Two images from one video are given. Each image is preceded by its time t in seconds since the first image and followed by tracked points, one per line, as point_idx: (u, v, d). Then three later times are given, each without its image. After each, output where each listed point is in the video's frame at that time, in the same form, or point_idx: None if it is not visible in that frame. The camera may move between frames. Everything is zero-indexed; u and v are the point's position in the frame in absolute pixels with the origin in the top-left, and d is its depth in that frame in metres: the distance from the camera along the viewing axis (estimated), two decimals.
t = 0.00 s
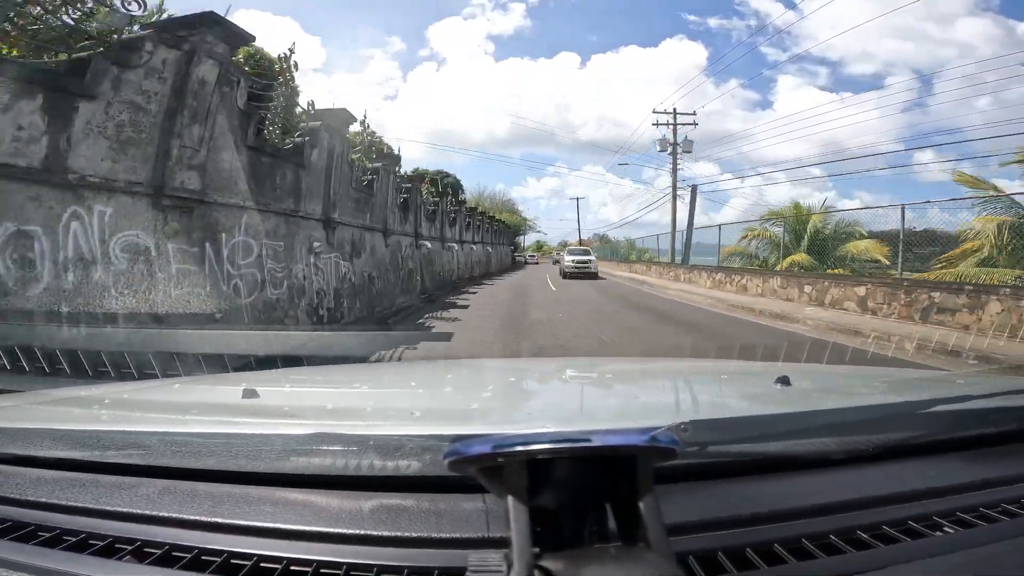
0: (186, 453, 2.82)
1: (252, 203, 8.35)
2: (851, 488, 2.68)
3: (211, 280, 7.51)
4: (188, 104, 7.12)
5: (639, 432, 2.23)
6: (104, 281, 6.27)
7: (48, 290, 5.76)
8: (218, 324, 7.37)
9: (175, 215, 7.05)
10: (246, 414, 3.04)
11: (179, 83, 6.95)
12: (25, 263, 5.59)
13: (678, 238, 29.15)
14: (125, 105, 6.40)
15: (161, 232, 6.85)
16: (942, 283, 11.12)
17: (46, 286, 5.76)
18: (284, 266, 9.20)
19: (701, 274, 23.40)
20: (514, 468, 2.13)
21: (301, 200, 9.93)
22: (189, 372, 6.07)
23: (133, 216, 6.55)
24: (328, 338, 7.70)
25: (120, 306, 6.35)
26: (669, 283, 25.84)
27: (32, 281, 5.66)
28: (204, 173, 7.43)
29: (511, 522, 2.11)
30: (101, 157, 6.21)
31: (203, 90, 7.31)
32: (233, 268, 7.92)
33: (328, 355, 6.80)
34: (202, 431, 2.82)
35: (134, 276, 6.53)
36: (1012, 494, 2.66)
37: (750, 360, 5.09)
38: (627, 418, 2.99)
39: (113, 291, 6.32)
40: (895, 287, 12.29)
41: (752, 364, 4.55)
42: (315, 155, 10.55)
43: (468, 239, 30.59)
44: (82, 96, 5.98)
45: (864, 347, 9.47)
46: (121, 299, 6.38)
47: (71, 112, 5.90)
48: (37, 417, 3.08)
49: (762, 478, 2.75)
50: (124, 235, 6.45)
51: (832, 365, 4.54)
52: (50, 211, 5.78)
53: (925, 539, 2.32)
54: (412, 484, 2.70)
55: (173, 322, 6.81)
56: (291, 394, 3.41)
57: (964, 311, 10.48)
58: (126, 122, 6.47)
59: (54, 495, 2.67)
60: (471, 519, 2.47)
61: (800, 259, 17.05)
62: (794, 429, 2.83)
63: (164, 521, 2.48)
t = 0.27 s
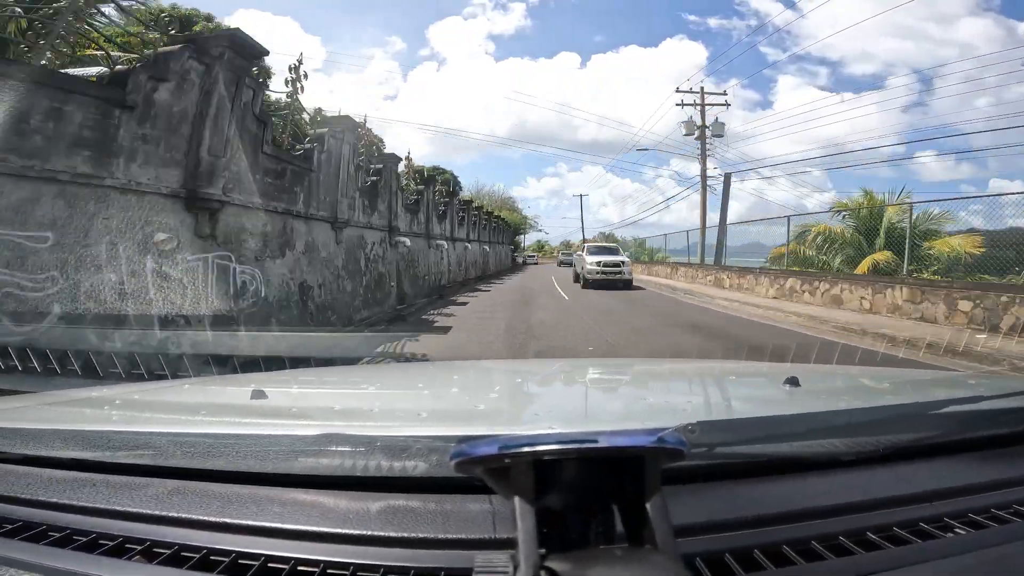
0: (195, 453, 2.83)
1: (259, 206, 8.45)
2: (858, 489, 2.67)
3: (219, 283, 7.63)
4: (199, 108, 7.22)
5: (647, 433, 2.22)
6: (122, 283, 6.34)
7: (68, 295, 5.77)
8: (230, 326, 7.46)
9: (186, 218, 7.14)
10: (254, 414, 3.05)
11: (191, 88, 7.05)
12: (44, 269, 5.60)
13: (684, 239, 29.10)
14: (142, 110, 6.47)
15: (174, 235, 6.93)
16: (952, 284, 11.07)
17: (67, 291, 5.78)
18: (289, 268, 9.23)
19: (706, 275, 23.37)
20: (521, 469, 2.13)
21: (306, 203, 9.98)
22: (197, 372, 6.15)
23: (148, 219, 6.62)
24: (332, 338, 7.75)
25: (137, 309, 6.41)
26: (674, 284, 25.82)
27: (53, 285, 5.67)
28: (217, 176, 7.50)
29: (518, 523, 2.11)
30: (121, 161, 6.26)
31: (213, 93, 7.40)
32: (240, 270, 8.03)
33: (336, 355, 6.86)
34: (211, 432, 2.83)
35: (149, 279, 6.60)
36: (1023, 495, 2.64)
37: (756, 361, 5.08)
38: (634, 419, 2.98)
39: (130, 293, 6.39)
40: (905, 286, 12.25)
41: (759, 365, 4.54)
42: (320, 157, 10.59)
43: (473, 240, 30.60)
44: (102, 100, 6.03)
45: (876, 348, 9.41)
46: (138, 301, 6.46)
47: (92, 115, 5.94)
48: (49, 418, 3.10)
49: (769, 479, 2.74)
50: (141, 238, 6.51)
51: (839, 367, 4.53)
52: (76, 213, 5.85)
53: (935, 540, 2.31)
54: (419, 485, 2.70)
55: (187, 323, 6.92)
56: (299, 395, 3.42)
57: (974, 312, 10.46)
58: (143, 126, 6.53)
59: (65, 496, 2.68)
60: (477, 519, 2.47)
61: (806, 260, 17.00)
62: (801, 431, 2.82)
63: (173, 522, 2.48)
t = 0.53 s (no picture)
0: (200, 449, 2.84)
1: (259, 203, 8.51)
2: (863, 490, 2.67)
3: (223, 280, 7.70)
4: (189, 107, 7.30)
5: (651, 432, 2.22)
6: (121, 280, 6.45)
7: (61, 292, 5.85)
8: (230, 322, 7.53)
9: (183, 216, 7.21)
10: (260, 411, 3.06)
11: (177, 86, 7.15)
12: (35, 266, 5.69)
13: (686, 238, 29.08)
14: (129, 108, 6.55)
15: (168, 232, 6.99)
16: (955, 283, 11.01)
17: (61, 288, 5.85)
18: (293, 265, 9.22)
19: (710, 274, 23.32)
20: (524, 468, 2.13)
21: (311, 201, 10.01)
22: (202, 369, 6.17)
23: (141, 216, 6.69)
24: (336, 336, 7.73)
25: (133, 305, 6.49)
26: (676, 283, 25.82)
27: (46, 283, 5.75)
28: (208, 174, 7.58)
29: (521, 521, 2.11)
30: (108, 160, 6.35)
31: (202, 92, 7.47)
32: (244, 267, 8.10)
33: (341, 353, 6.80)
34: (217, 428, 2.84)
35: (144, 276, 6.66)
36: None
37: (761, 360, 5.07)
38: (638, 418, 2.98)
39: (129, 290, 6.50)
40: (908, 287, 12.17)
41: (763, 364, 4.53)
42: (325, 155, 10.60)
43: (476, 238, 30.64)
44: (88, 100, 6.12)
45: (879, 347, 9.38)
46: (138, 298, 6.56)
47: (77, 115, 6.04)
48: (57, 414, 3.11)
49: (772, 479, 2.74)
50: (133, 236, 6.59)
51: (844, 367, 4.51)
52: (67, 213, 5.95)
53: (939, 542, 2.30)
54: (422, 483, 2.70)
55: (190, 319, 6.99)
56: (304, 392, 3.42)
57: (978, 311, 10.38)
58: (128, 126, 6.62)
59: (71, 491, 2.69)
60: (481, 517, 2.48)
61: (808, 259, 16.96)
62: (805, 431, 2.82)
63: (178, 518, 2.49)
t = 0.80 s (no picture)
0: (204, 448, 2.84)
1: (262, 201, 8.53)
2: (866, 490, 2.67)
3: (225, 279, 7.73)
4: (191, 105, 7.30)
5: (654, 432, 2.22)
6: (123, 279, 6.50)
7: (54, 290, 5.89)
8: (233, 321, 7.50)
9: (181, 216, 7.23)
10: (263, 410, 3.06)
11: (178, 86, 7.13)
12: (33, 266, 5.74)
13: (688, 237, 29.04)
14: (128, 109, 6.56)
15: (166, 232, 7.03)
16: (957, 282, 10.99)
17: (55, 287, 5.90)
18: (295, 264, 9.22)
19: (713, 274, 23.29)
20: (526, 467, 2.13)
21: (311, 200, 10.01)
22: (208, 367, 6.02)
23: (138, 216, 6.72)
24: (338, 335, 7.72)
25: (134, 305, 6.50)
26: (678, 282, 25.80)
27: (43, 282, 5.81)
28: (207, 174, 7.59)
29: (523, 520, 2.11)
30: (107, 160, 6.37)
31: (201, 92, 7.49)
32: (246, 266, 8.14)
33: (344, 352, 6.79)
34: (220, 427, 2.84)
35: (143, 276, 6.69)
36: None
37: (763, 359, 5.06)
38: (641, 417, 2.98)
39: (131, 289, 6.54)
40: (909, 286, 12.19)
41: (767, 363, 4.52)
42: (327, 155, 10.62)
43: (478, 238, 30.64)
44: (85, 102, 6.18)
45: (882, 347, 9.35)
46: (139, 297, 6.60)
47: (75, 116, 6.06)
48: (61, 413, 3.12)
49: (776, 479, 2.74)
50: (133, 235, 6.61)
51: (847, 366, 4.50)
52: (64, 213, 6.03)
53: (943, 542, 2.30)
54: (425, 482, 2.70)
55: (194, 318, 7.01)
56: (307, 391, 3.42)
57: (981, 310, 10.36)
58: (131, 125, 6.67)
59: (76, 490, 2.69)
60: (483, 517, 2.48)
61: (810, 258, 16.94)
62: (808, 431, 2.81)
63: (182, 517, 2.50)
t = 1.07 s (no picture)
0: (207, 448, 2.85)
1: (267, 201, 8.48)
2: (870, 490, 2.67)
3: (232, 280, 7.68)
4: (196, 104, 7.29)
5: (656, 431, 2.22)
6: (127, 279, 6.49)
7: (56, 289, 5.94)
8: (239, 321, 7.47)
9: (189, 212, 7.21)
10: (266, 409, 3.06)
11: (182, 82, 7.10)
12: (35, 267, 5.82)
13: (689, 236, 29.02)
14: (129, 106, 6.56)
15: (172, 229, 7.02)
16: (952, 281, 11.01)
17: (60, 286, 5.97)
18: (298, 263, 9.22)
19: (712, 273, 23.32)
20: (529, 466, 2.13)
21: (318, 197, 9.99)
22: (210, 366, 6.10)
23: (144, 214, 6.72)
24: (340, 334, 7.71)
25: (139, 302, 6.52)
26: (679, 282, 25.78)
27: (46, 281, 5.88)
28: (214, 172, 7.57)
29: (525, 520, 2.11)
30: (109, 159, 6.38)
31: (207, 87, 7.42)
32: (252, 266, 8.09)
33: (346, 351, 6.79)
34: (223, 426, 2.85)
35: (147, 275, 6.67)
36: None
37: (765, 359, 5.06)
38: (643, 417, 2.98)
39: (135, 289, 6.53)
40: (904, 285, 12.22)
41: (769, 363, 4.51)
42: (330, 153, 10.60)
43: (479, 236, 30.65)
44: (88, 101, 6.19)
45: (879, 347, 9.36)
46: (144, 297, 6.58)
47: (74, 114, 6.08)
48: (65, 412, 3.13)
49: (778, 478, 2.74)
50: (136, 234, 6.61)
51: (850, 366, 4.49)
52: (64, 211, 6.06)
53: (945, 541, 2.30)
54: (427, 481, 2.70)
55: (199, 318, 6.97)
56: (310, 390, 3.43)
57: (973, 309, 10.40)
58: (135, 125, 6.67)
59: (80, 489, 2.69)
60: (485, 516, 2.48)
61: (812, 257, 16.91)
62: (811, 430, 2.81)
63: (185, 516, 2.50)
